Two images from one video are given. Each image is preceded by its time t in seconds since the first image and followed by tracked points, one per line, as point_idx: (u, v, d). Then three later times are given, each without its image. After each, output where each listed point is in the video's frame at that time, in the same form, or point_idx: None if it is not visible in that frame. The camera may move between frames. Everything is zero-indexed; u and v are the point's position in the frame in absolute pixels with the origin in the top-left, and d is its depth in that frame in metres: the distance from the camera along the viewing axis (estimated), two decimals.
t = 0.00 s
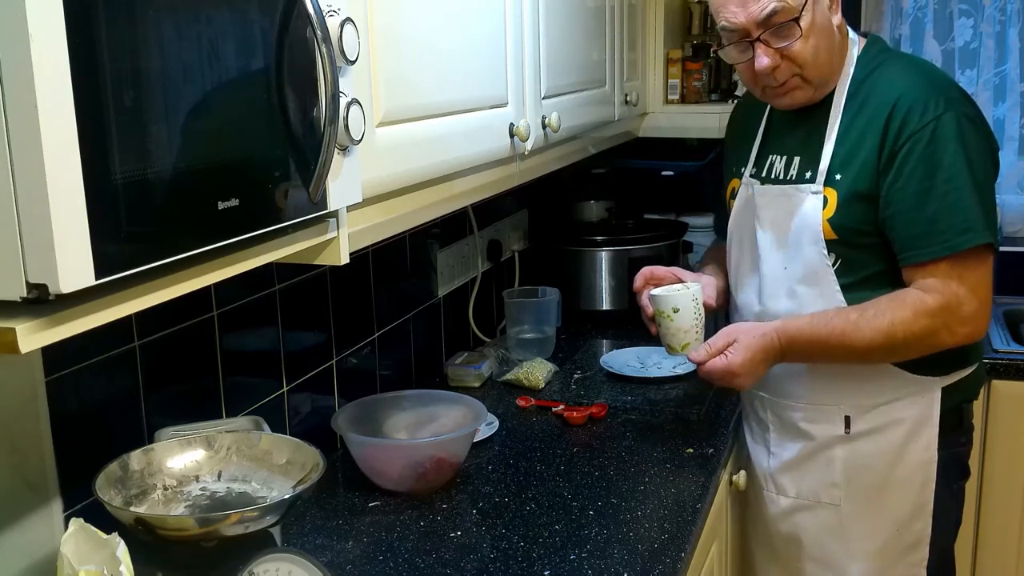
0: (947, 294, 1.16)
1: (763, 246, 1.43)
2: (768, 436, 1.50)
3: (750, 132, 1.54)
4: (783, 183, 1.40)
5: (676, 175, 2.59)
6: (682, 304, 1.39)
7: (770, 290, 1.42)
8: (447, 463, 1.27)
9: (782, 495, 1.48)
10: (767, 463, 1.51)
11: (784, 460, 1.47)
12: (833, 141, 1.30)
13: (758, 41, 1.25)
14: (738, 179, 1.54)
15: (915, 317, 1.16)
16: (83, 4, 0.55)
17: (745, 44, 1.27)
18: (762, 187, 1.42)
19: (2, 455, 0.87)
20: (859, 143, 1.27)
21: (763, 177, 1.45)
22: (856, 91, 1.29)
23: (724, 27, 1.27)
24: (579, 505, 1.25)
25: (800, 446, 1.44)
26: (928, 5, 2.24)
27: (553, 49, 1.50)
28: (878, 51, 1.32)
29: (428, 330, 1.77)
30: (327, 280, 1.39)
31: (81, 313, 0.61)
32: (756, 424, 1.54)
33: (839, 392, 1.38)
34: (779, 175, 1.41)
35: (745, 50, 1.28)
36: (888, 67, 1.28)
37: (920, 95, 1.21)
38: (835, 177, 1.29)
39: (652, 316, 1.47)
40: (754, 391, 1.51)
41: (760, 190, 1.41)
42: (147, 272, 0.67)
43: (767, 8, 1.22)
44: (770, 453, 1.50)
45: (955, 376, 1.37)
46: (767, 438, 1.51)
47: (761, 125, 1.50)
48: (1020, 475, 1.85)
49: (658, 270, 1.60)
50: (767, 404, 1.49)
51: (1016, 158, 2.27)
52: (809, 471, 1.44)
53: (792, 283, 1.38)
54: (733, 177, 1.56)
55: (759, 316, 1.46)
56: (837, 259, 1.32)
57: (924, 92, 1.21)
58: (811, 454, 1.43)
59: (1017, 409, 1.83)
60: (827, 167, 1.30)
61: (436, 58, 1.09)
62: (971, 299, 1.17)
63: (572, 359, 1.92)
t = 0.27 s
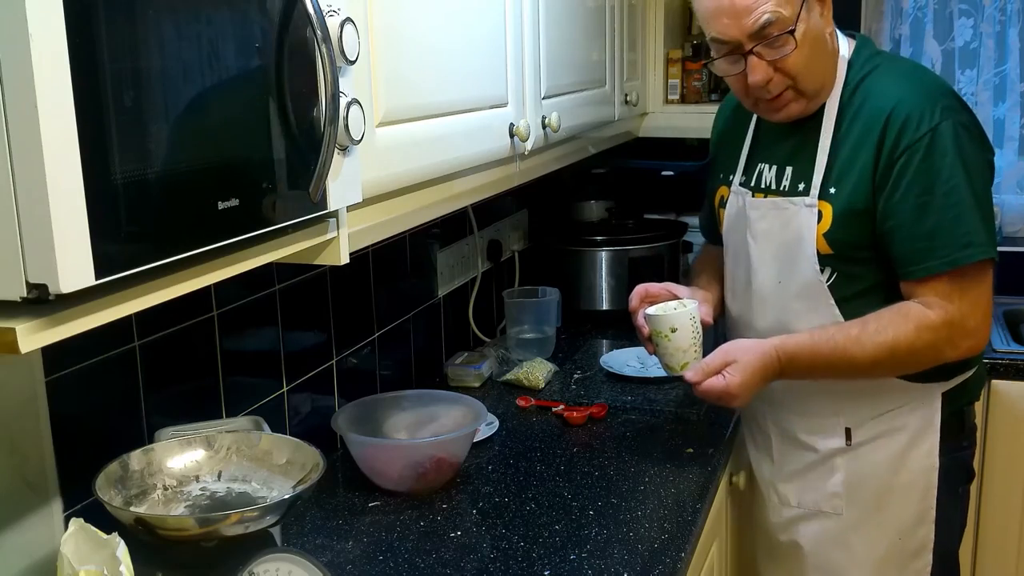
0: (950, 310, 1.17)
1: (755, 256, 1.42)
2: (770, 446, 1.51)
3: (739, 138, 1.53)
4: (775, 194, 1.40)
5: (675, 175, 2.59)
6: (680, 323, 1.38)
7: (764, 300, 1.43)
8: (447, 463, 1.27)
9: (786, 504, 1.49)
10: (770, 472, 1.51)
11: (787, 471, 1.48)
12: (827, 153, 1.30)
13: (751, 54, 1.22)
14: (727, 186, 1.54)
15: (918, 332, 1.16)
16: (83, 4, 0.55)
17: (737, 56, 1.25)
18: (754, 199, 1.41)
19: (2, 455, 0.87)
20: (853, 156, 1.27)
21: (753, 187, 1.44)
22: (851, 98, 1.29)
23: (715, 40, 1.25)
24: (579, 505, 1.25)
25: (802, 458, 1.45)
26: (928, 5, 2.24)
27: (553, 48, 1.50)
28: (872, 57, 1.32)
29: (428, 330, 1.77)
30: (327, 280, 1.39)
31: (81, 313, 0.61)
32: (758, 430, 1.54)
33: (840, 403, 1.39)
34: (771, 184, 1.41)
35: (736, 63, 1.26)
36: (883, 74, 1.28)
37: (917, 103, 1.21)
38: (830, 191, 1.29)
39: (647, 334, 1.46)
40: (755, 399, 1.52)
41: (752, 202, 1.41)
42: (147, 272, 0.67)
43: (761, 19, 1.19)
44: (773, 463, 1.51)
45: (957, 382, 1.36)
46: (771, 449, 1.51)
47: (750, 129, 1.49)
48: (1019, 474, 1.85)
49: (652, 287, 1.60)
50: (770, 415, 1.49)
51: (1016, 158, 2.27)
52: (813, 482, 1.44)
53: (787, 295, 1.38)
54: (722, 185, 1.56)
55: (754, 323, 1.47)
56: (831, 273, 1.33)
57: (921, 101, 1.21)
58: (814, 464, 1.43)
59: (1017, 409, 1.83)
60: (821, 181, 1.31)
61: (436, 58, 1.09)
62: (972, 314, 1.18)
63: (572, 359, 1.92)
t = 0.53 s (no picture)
0: (952, 312, 1.17)
1: (750, 260, 1.43)
2: (768, 450, 1.51)
3: (733, 140, 1.53)
4: (769, 196, 1.40)
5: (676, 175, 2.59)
6: (675, 324, 1.38)
7: (759, 303, 1.43)
8: (447, 463, 1.27)
9: (784, 507, 1.49)
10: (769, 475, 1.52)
11: (786, 475, 1.48)
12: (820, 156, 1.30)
13: (740, 58, 1.23)
14: (722, 189, 1.54)
15: (922, 334, 1.16)
16: (83, 4, 0.55)
17: (726, 61, 1.25)
18: (748, 202, 1.42)
19: (3, 455, 0.87)
20: (846, 158, 1.27)
21: (747, 190, 1.45)
22: (843, 101, 1.29)
23: (704, 44, 1.25)
24: (579, 505, 1.25)
25: (801, 461, 1.46)
26: (928, 5, 2.24)
27: (553, 48, 1.50)
28: (863, 58, 1.32)
29: (428, 330, 1.77)
30: (327, 280, 1.39)
31: (81, 314, 0.61)
32: (757, 434, 1.55)
33: (838, 406, 1.39)
34: (765, 187, 1.41)
35: (725, 66, 1.26)
36: (876, 76, 1.28)
37: (909, 105, 1.20)
38: (822, 194, 1.29)
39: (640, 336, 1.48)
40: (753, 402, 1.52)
41: (747, 205, 1.41)
42: (147, 272, 0.67)
43: (749, 23, 1.20)
44: (772, 466, 1.51)
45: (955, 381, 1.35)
46: (768, 451, 1.52)
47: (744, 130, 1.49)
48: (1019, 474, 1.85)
49: (646, 287, 1.60)
50: (767, 418, 1.50)
51: (1016, 158, 2.27)
52: (811, 485, 1.45)
53: (781, 298, 1.39)
54: (716, 188, 1.56)
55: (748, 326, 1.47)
56: (825, 276, 1.33)
57: (913, 102, 1.20)
58: (811, 467, 1.44)
59: (1017, 409, 1.83)
60: (815, 184, 1.31)
61: (436, 58, 1.09)
62: (972, 316, 1.18)
63: (572, 359, 1.92)
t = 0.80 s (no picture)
0: (947, 295, 1.13)
1: (744, 251, 1.44)
2: (755, 442, 1.51)
3: (733, 133, 1.54)
4: (763, 188, 1.41)
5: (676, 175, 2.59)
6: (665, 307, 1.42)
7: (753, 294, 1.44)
8: (447, 463, 1.27)
9: (772, 500, 1.49)
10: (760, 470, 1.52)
11: (771, 466, 1.48)
12: (813, 150, 1.31)
13: (725, 48, 1.23)
14: (721, 182, 1.55)
15: (917, 311, 1.12)
16: (83, 4, 0.55)
17: (714, 49, 1.26)
18: (743, 193, 1.43)
19: (3, 454, 0.87)
20: (838, 152, 1.26)
21: (745, 182, 1.46)
22: (838, 97, 1.29)
23: (693, 31, 1.26)
24: (579, 505, 1.25)
25: (786, 453, 1.45)
26: (928, 5, 2.24)
27: (553, 48, 1.50)
28: (860, 55, 1.31)
29: (428, 330, 1.77)
30: (327, 281, 1.39)
31: (81, 313, 0.61)
32: (745, 427, 1.54)
33: (822, 396, 1.39)
34: (760, 179, 1.42)
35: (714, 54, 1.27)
36: (872, 73, 1.27)
37: (902, 99, 1.19)
38: (814, 185, 1.30)
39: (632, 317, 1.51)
40: (742, 394, 1.52)
41: (740, 196, 1.42)
42: (147, 272, 0.67)
43: (733, 15, 1.20)
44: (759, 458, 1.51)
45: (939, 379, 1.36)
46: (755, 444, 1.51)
47: (744, 126, 1.50)
48: (1019, 474, 1.85)
49: (643, 271, 1.60)
50: (754, 409, 1.49)
51: (1016, 158, 2.27)
52: (797, 477, 1.45)
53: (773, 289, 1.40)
54: (717, 181, 1.57)
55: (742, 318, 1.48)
56: (815, 267, 1.34)
57: (906, 97, 1.19)
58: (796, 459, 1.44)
59: (1017, 409, 1.83)
60: (807, 175, 1.31)
61: (436, 58, 1.09)
62: (967, 304, 1.14)
63: (572, 359, 1.92)
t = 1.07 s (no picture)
0: (899, 290, 1.13)
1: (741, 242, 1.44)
2: (750, 433, 1.51)
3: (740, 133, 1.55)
4: (761, 181, 1.41)
5: (676, 175, 2.59)
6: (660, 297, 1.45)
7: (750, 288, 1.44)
8: (447, 463, 1.27)
9: (765, 492, 1.49)
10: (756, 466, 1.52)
11: (764, 456, 1.48)
12: (802, 143, 1.31)
13: (709, 47, 1.28)
14: (726, 178, 1.55)
15: (864, 307, 1.14)
16: (83, 4, 0.55)
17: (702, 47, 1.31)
18: (739, 185, 1.43)
19: (3, 454, 0.87)
20: (824, 145, 1.26)
21: (746, 176, 1.46)
22: (829, 89, 1.28)
23: (683, 30, 1.31)
24: (579, 505, 1.25)
25: (779, 443, 1.45)
26: (928, 5, 2.24)
27: (553, 49, 1.50)
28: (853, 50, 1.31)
29: (428, 330, 1.77)
30: (327, 281, 1.39)
31: (82, 313, 0.61)
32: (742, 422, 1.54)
33: (816, 386, 1.39)
34: (759, 173, 1.42)
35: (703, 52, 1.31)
36: (864, 65, 1.26)
37: (887, 93, 1.19)
38: (802, 175, 1.29)
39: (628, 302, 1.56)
40: (739, 387, 1.52)
41: (736, 187, 1.43)
42: (147, 272, 0.67)
43: (715, 15, 1.24)
44: (752, 450, 1.51)
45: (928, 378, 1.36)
46: (749, 436, 1.51)
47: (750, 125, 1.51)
48: (1020, 474, 1.85)
49: (642, 261, 1.60)
50: (750, 401, 1.49)
51: (1016, 158, 2.27)
52: (787, 468, 1.44)
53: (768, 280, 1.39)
54: (722, 177, 1.57)
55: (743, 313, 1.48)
56: (806, 257, 1.33)
57: (891, 91, 1.19)
58: (789, 449, 1.43)
59: (1018, 409, 1.83)
60: (796, 166, 1.31)
61: (436, 58, 1.09)
62: (923, 299, 1.14)
63: (572, 359, 1.92)
